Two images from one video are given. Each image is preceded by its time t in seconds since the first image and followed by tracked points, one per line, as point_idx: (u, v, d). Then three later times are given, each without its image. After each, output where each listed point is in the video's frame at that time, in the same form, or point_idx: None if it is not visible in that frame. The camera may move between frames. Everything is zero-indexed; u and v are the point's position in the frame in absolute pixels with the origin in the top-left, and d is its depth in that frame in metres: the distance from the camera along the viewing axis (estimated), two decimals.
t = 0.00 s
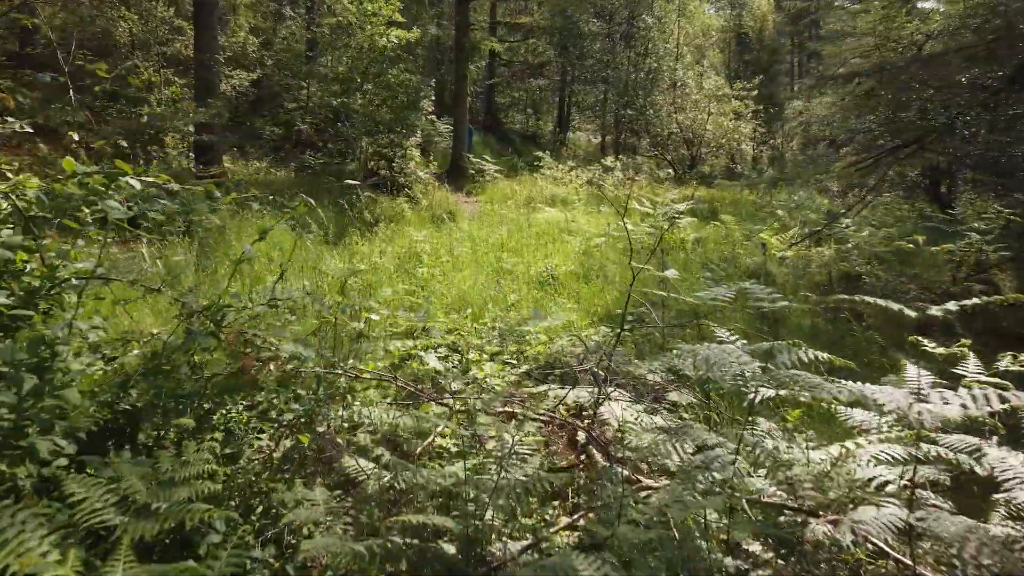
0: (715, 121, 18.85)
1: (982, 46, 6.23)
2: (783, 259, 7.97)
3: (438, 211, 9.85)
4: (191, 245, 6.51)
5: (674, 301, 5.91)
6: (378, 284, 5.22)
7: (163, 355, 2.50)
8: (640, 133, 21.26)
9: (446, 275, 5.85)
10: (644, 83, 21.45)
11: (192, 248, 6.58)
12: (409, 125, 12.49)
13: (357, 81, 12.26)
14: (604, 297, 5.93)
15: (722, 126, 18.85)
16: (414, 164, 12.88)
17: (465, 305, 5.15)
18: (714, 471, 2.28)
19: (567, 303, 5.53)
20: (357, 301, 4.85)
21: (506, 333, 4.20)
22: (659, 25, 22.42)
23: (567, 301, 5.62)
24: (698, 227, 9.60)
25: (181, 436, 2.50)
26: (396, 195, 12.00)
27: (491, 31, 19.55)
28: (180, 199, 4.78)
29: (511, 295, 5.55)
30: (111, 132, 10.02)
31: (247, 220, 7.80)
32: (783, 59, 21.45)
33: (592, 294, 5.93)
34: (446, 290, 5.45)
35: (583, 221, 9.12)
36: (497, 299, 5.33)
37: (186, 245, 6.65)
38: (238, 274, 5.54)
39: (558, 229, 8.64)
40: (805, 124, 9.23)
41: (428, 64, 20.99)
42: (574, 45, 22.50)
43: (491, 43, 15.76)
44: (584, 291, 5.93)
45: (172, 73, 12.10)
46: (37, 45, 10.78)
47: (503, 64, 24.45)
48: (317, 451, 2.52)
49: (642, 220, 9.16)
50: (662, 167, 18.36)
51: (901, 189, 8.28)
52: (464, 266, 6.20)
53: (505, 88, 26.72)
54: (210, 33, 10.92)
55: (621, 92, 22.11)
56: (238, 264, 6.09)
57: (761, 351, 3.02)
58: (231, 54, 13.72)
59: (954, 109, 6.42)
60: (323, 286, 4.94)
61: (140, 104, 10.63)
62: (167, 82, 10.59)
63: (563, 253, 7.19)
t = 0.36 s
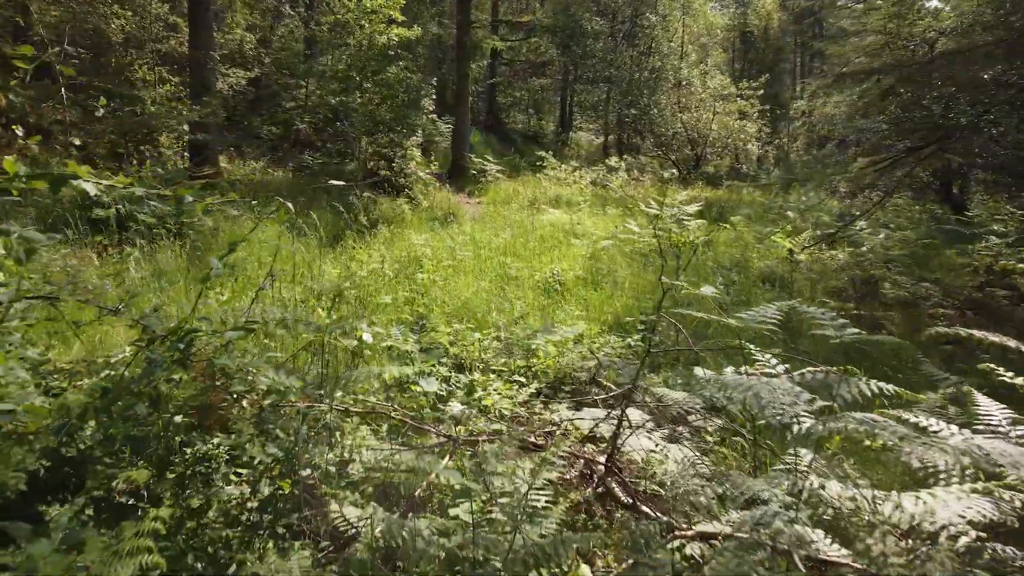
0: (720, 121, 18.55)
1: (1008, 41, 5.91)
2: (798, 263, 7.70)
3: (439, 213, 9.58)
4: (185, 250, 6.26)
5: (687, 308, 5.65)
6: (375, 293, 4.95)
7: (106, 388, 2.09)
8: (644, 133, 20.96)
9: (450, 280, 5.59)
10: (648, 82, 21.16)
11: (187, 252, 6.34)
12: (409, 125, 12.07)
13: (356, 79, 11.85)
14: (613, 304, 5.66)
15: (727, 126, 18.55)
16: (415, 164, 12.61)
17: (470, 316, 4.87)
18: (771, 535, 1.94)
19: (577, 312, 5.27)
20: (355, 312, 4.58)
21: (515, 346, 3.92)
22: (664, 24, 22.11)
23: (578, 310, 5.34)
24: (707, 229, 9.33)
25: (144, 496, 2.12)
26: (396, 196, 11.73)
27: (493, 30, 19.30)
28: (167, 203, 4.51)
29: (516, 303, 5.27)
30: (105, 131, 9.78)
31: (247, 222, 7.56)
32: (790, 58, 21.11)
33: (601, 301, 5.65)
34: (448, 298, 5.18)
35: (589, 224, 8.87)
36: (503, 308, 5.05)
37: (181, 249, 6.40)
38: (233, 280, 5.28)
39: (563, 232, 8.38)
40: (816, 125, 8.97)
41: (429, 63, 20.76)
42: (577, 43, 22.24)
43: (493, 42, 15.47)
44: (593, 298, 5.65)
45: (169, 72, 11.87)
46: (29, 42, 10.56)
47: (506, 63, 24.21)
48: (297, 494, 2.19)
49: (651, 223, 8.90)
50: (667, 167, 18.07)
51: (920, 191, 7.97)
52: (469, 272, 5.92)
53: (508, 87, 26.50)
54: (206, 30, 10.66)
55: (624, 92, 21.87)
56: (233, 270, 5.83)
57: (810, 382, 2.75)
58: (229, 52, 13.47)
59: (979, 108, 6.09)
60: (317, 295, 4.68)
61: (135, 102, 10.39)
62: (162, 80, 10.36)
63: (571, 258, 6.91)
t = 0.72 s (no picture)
0: (726, 120, 18.21)
1: None
2: (813, 267, 7.42)
3: (440, 215, 9.28)
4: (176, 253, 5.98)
5: (702, 316, 5.35)
6: (373, 302, 4.66)
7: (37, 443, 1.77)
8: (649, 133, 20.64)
9: (452, 287, 5.31)
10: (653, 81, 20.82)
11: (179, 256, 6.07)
12: (410, 125, 11.79)
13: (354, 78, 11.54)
14: (625, 312, 5.37)
15: (733, 125, 18.20)
16: (415, 164, 12.33)
17: (474, 327, 4.58)
18: None
19: (587, 321, 4.98)
20: (351, 323, 4.32)
21: (524, 362, 3.62)
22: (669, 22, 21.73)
23: (588, 318, 5.06)
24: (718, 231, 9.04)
25: (83, 569, 1.80)
26: (397, 198, 11.45)
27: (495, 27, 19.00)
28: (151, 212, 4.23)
29: (523, 313, 4.97)
30: (98, 130, 9.51)
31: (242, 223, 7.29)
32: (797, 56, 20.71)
33: (612, 309, 5.36)
34: (450, 306, 4.88)
35: (596, 226, 8.58)
36: (509, 318, 4.77)
37: (172, 252, 6.12)
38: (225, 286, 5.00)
39: (570, 235, 8.08)
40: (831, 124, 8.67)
41: (431, 61, 20.47)
42: (581, 41, 21.89)
43: (496, 39, 15.12)
44: (604, 305, 5.36)
45: (165, 69, 11.59)
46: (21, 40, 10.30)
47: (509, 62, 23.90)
48: (273, 559, 1.91)
49: (660, 224, 8.61)
50: (671, 168, 17.81)
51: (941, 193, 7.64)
52: (472, 278, 5.64)
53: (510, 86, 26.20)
54: (202, 27, 10.37)
55: (626, 93, 21.97)
56: (225, 276, 5.56)
57: (881, 422, 2.43)
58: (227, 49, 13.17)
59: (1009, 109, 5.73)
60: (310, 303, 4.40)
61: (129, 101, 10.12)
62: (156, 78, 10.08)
63: (579, 262, 6.63)
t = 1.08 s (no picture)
0: (732, 120, 17.88)
1: None
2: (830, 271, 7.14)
3: (442, 217, 8.99)
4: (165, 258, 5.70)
5: (719, 326, 5.06)
6: (374, 314, 4.36)
7: None
8: (653, 133, 20.35)
9: (455, 295, 5.02)
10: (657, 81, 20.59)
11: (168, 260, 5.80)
12: (410, 124, 11.48)
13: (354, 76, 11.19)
14: (637, 319, 5.09)
15: (740, 125, 17.88)
16: (417, 165, 12.07)
17: (479, 339, 4.30)
18: None
19: (598, 332, 4.70)
20: (348, 334, 4.04)
21: (534, 381, 3.32)
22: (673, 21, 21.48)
23: (599, 329, 4.77)
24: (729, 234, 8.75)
25: None
26: (397, 199, 11.17)
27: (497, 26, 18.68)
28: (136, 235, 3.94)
29: (530, 323, 4.68)
30: (90, 130, 9.26)
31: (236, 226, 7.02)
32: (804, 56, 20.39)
33: (623, 316, 5.07)
34: (454, 315, 4.58)
35: (604, 229, 8.30)
36: (516, 328, 4.48)
37: (162, 256, 5.86)
38: (214, 295, 4.72)
39: (577, 238, 7.80)
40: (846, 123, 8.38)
41: (432, 60, 20.18)
42: (584, 39, 21.58)
43: (499, 37, 14.81)
44: (614, 313, 5.08)
45: (159, 67, 11.29)
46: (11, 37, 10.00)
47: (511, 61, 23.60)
48: None
49: (669, 227, 8.33)
50: (677, 168, 17.51)
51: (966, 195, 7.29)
52: (476, 284, 5.35)
53: (512, 85, 25.93)
54: (196, 23, 10.10)
55: (630, 92, 21.74)
56: (216, 282, 5.28)
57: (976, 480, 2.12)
58: (223, 47, 12.85)
59: None
60: (307, 314, 4.13)
61: (122, 100, 9.87)
62: (150, 76, 9.79)
63: (587, 266, 6.34)
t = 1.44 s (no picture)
0: (739, 120, 17.57)
1: None
2: (850, 277, 6.84)
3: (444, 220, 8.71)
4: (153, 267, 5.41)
5: (739, 337, 4.78)
6: (373, 329, 4.07)
7: None
8: (658, 133, 20.04)
9: (459, 305, 4.73)
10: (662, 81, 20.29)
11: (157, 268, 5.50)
12: (412, 124, 11.20)
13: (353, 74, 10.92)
14: (652, 330, 4.79)
15: (746, 125, 17.56)
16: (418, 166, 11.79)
17: (484, 354, 4.02)
18: None
19: (612, 345, 4.41)
20: (344, 350, 3.74)
21: (548, 407, 3.01)
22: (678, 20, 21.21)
23: (611, 340, 4.50)
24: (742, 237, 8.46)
25: None
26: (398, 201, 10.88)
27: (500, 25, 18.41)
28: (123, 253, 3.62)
29: (539, 335, 4.39)
30: (81, 129, 8.95)
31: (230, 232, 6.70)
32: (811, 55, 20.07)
33: (638, 327, 4.77)
34: (459, 327, 4.29)
35: (613, 233, 8.00)
36: (524, 341, 4.19)
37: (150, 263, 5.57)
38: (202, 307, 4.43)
39: (585, 242, 7.51)
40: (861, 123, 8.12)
41: (434, 60, 19.92)
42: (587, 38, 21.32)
43: (502, 36, 14.53)
44: (628, 323, 4.79)
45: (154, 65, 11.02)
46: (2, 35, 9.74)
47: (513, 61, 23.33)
48: None
49: (680, 231, 8.04)
50: (682, 169, 17.20)
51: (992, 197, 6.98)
52: (481, 292, 5.05)
53: (514, 85, 25.65)
54: (191, 19, 9.81)
55: (634, 92, 21.45)
56: (206, 294, 4.99)
57: None
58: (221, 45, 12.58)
59: None
60: (301, 329, 3.84)
61: (115, 98, 9.60)
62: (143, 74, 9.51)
63: (597, 272, 6.05)
